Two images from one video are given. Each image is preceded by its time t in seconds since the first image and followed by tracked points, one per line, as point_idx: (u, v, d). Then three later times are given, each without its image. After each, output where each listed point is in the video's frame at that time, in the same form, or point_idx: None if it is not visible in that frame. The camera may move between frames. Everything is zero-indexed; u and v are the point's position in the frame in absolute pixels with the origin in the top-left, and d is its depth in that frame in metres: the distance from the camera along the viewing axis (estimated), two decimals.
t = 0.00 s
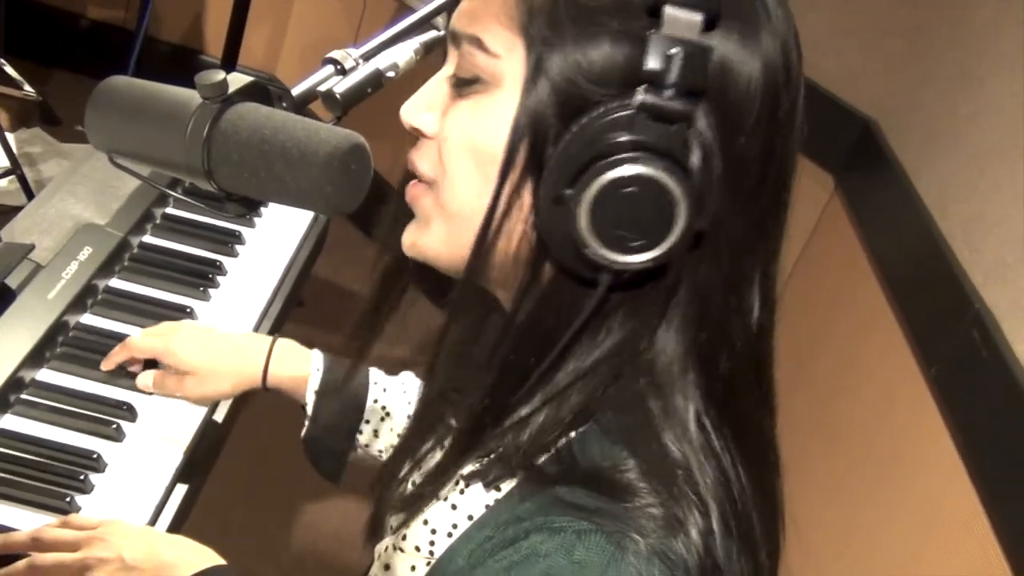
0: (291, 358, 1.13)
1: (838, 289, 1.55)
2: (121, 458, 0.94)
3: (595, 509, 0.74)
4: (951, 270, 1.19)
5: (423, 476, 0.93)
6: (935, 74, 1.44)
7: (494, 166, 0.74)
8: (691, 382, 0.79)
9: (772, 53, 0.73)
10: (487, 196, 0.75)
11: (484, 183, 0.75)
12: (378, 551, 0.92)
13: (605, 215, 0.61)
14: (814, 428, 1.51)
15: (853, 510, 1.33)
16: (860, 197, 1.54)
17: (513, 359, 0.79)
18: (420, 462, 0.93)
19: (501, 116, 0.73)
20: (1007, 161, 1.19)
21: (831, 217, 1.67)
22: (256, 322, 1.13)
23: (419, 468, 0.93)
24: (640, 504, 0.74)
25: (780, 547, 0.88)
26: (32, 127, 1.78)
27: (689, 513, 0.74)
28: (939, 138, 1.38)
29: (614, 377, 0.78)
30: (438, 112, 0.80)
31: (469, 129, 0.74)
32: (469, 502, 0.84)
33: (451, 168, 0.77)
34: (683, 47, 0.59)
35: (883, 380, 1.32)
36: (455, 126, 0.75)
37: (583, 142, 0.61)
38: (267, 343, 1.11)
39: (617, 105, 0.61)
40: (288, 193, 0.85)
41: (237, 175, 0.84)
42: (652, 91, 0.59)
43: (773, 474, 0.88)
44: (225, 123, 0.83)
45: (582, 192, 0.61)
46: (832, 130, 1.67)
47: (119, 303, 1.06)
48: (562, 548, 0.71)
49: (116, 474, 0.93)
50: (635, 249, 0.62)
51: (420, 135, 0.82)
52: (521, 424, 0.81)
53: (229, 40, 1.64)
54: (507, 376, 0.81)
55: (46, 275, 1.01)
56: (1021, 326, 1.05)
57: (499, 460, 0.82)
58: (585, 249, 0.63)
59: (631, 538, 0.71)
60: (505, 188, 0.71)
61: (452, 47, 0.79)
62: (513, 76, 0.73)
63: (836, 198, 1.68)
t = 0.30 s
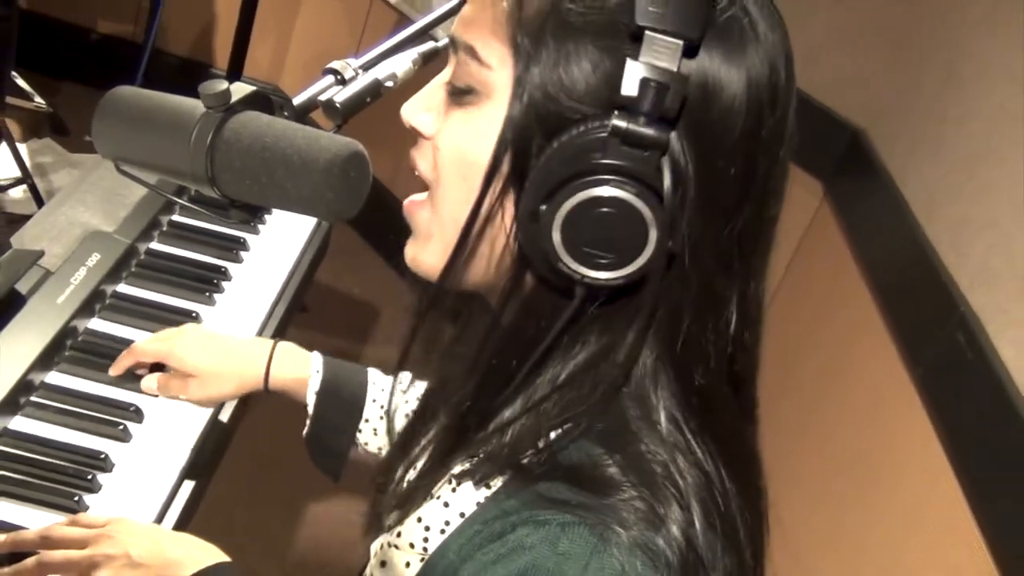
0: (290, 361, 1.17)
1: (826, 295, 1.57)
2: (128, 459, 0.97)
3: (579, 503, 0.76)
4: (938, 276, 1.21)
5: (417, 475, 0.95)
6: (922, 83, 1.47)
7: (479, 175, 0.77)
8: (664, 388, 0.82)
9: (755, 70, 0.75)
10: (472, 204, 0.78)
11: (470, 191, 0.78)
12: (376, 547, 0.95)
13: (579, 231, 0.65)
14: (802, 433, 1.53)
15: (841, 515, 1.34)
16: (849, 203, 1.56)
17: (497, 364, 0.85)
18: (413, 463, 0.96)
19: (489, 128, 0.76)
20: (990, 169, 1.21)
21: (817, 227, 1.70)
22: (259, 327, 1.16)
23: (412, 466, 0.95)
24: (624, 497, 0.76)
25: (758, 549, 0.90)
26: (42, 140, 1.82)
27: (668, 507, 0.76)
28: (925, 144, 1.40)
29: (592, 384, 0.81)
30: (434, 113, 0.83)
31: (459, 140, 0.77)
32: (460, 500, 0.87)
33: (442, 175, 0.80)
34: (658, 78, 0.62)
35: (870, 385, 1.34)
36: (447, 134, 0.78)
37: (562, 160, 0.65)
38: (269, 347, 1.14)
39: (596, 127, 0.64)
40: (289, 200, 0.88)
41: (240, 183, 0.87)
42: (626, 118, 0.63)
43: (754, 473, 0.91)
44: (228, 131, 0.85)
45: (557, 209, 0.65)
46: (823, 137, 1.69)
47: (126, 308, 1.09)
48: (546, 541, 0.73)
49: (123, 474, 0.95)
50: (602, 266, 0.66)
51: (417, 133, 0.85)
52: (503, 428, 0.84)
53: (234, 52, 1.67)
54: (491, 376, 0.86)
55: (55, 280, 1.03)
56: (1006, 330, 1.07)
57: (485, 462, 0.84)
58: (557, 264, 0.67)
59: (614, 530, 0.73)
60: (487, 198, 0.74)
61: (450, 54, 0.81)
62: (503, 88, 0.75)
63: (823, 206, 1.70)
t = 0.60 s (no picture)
0: (288, 354, 1.20)
1: (818, 298, 1.59)
2: (134, 456, 0.99)
3: (580, 498, 0.77)
4: (926, 279, 1.22)
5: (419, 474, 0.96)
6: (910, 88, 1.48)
7: (488, 177, 0.78)
8: (665, 384, 0.83)
9: (762, 78, 0.77)
10: (480, 205, 0.80)
11: (478, 192, 0.79)
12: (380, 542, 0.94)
13: (592, 230, 0.67)
14: (794, 436, 1.54)
15: (835, 513, 1.34)
16: (841, 207, 1.58)
17: (501, 360, 0.85)
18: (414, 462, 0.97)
19: (498, 128, 0.77)
20: (973, 171, 1.23)
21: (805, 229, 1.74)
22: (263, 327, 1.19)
23: (414, 465, 0.95)
24: (623, 491, 0.77)
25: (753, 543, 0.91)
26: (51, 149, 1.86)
27: (665, 501, 0.77)
28: (909, 146, 1.42)
29: (596, 381, 0.81)
30: (439, 114, 0.84)
31: (468, 141, 0.78)
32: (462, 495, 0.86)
33: (451, 176, 0.81)
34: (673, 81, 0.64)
35: (863, 386, 1.35)
36: (456, 136, 0.79)
37: (576, 160, 0.66)
38: (268, 344, 1.17)
39: (610, 129, 0.65)
40: (290, 200, 0.90)
41: (242, 184, 0.89)
42: (643, 120, 0.64)
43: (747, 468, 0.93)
44: (230, 134, 0.88)
45: (571, 209, 0.66)
46: (816, 143, 1.71)
47: (133, 309, 1.12)
48: (547, 535, 0.74)
49: (129, 470, 0.98)
50: (616, 265, 0.68)
51: (421, 134, 0.87)
52: (506, 424, 0.85)
53: (238, 62, 1.71)
54: (492, 374, 0.86)
55: (63, 282, 1.06)
56: (990, 329, 1.08)
57: (486, 458, 0.85)
58: (570, 262, 0.69)
59: (613, 522, 0.74)
60: (499, 194, 0.75)
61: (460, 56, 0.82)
62: (516, 91, 0.77)
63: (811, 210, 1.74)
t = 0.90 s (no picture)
0: (299, 380, 1.20)
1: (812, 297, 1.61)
2: (144, 454, 1.02)
3: (585, 490, 0.77)
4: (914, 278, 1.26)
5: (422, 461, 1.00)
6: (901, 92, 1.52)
7: (460, 166, 0.82)
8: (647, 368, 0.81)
9: (708, 67, 0.71)
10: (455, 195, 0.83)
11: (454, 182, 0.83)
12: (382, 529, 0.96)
13: (524, 215, 0.67)
14: (794, 434, 1.55)
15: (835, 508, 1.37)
16: (831, 207, 1.61)
17: (483, 353, 0.85)
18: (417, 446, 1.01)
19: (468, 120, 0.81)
20: (961, 171, 1.25)
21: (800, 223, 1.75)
22: (269, 327, 1.21)
23: (418, 451, 1.01)
24: (626, 483, 0.77)
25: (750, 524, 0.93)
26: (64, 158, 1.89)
27: (665, 488, 0.78)
28: (900, 148, 1.45)
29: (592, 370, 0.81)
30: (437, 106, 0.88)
31: (441, 138, 0.83)
32: (467, 485, 0.88)
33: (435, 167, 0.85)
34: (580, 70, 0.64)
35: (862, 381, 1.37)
36: (437, 129, 0.84)
37: (505, 146, 0.67)
38: (274, 367, 1.18)
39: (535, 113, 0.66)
40: (292, 202, 0.92)
41: (247, 187, 0.92)
42: (561, 105, 0.65)
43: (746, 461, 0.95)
44: (233, 138, 0.90)
45: (500, 193, 0.67)
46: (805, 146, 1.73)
47: (142, 312, 1.15)
48: (554, 527, 0.75)
49: (140, 468, 1.01)
50: (545, 248, 0.68)
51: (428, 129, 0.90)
52: (505, 418, 0.86)
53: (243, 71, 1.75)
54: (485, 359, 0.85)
55: (73, 285, 1.09)
56: (976, 321, 1.12)
57: (490, 449, 0.86)
58: (505, 248, 0.69)
59: (616, 512, 0.75)
60: (462, 191, 0.77)
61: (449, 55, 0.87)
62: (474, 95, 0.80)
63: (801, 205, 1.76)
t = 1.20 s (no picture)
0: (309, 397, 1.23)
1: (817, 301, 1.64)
2: (158, 454, 1.05)
3: (589, 489, 0.75)
4: (912, 278, 1.28)
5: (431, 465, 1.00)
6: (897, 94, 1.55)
7: (480, 178, 0.79)
8: (664, 363, 0.81)
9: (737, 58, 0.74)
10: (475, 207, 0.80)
11: (472, 195, 0.80)
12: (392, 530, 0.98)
13: (579, 217, 0.68)
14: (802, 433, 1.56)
15: (841, 503, 1.37)
16: (830, 207, 1.64)
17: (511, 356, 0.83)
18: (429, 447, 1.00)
19: (487, 130, 0.78)
20: (954, 171, 1.28)
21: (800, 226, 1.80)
22: (280, 328, 1.23)
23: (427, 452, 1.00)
24: (629, 481, 0.76)
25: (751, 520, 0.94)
26: (77, 167, 1.93)
27: (665, 483, 0.76)
28: (898, 148, 1.48)
29: (607, 370, 0.81)
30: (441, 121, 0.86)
31: (457, 151, 0.80)
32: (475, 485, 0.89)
33: (449, 181, 0.82)
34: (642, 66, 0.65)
35: (863, 377, 1.39)
36: (452, 141, 0.81)
37: (556, 151, 0.68)
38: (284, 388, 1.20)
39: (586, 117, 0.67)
40: (300, 207, 0.95)
41: (256, 193, 0.94)
42: (614, 106, 0.66)
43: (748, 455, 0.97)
44: (242, 145, 0.93)
45: (556, 198, 0.68)
46: (802, 148, 1.77)
47: (154, 316, 1.17)
48: (558, 526, 0.73)
49: (154, 468, 1.03)
50: (603, 248, 0.69)
51: (426, 144, 0.89)
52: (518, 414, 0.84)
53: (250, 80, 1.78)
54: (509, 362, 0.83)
55: (87, 291, 1.11)
56: (969, 317, 1.15)
57: (497, 447, 0.86)
58: (560, 251, 0.70)
59: (619, 509, 0.73)
60: (490, 195, 0.75)
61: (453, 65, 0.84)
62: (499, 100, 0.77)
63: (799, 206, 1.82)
